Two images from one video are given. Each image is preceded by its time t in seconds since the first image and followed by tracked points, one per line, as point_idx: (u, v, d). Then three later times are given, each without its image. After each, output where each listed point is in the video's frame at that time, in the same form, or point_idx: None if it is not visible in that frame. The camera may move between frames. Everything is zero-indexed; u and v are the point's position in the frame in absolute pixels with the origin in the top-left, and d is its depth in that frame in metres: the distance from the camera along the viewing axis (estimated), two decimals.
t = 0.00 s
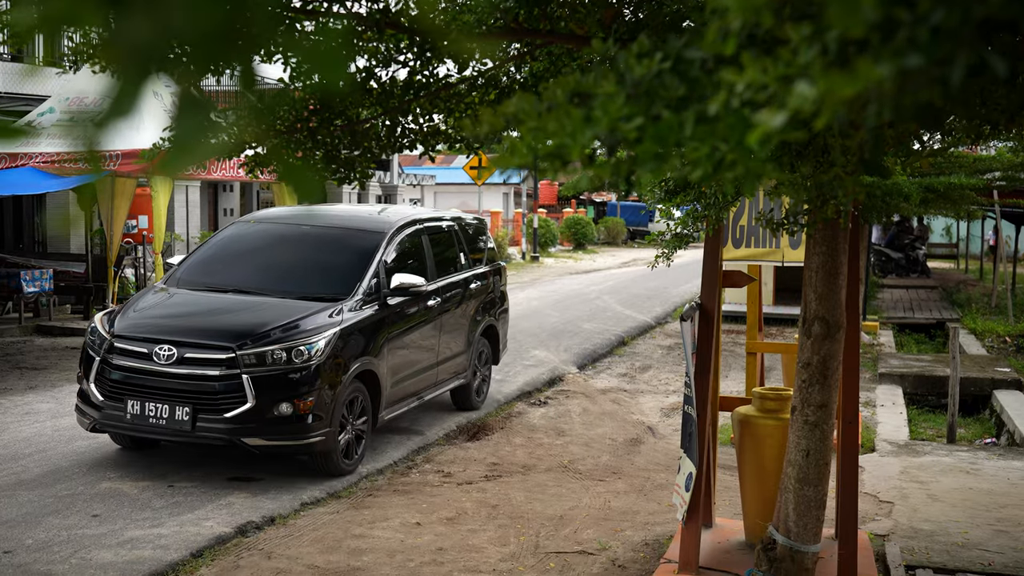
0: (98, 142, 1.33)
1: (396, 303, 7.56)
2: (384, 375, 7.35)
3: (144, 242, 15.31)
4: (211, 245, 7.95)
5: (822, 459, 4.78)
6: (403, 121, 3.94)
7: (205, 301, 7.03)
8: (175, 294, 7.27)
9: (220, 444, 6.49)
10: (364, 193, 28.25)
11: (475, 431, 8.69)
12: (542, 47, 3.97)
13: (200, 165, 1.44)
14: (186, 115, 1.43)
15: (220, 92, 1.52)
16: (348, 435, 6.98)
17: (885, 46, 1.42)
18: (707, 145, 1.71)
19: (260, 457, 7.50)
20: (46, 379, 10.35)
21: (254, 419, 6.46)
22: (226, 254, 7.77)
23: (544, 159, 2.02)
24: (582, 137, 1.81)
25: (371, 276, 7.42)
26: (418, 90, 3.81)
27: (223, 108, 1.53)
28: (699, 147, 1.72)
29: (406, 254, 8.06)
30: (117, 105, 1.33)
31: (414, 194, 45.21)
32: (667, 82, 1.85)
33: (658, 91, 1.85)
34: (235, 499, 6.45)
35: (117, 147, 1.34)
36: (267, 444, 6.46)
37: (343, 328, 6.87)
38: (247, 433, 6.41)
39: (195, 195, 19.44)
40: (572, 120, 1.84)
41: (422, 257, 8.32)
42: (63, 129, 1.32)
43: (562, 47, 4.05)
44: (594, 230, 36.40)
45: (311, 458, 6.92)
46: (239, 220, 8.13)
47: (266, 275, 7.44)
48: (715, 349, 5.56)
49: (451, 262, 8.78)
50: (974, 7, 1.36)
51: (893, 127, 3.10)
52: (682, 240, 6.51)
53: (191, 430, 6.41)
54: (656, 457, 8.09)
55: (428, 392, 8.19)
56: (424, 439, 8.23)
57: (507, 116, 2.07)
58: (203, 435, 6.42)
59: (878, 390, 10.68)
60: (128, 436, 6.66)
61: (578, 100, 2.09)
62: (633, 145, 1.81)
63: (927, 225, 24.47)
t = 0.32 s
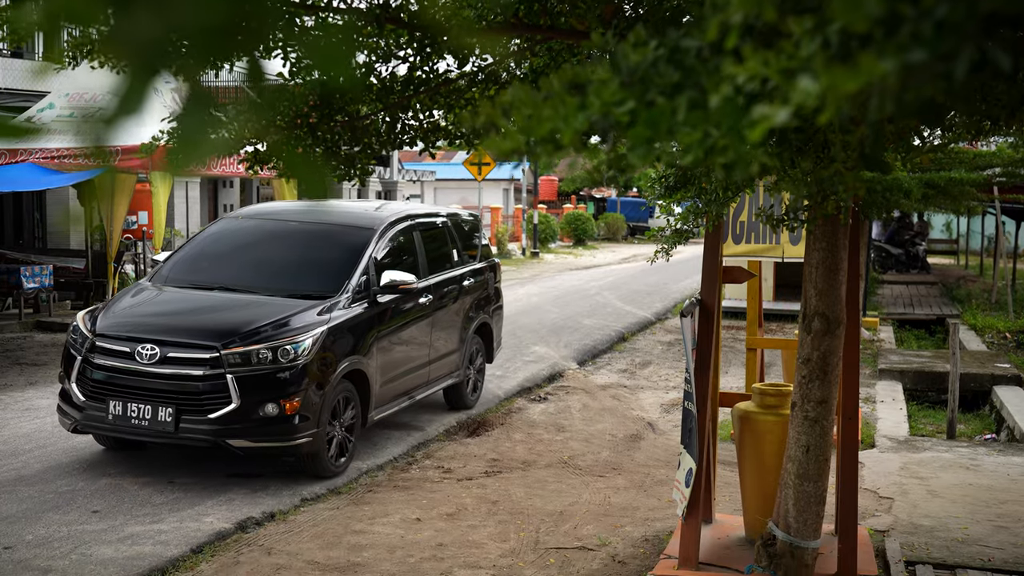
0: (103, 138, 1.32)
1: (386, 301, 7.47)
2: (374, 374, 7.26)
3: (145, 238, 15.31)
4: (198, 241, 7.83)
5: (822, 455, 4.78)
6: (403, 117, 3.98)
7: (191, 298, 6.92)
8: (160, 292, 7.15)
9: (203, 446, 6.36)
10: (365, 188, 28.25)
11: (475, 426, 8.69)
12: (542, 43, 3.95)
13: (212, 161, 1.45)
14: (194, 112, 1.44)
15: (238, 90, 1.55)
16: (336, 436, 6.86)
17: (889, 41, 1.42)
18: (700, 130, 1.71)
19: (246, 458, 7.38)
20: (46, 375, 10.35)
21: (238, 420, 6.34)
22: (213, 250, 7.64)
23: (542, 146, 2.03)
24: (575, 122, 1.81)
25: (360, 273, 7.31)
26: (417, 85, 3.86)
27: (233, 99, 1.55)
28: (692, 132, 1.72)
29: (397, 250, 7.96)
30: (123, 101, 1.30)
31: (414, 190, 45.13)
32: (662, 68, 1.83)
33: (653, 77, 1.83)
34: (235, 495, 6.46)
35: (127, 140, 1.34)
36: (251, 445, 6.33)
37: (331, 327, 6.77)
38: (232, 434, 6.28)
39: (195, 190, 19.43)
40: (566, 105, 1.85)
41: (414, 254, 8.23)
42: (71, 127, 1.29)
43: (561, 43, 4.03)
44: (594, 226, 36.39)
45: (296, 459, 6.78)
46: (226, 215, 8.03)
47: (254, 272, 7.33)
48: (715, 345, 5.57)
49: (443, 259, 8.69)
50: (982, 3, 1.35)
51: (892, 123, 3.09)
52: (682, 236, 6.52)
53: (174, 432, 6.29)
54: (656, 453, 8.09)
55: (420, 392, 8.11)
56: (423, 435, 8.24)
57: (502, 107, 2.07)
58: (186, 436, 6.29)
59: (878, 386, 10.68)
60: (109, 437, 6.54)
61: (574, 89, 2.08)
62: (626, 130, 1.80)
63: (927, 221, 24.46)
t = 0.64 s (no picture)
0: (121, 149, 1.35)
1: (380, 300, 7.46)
2: (366, 374, 7.22)
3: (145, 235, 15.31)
4: (189, 239, 7.81)
5: (822, 452, 4.78)
6: (403, 113, 3.99)
7: (183, 296, 6.89)
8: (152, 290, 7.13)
9: (192, 447, 6.30)
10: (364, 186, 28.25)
11: (475, 423, 8.70)
12: (542, 40, 3.94)
13: (230, 161, 1.41)
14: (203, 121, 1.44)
15: (243, 86, 1.53)
16: (327, 437, 6.80)
17: (890, 39, 1.41)
18: (702, 120, 1.69)
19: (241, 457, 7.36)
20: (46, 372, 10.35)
21: (226, 421, 6.27)
22: (204, 249, 7.62)
23: (540, 140, 2.03)
24: (577, 115, 1.81)
25: (352, 271, 7.28)
26: (417, 82, 3.89)
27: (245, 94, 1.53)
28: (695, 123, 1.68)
29: (391, 248, 7.94)
30: (139, 114, 1.34)
31: (414, 187, 45.11)
32: (663, 62, 1.81)
33: (654, 71, 1.81)
34: (235, 492, 6.46)
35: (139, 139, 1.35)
36: (240, 446, 6.28)
37: (323, 326, 6.72)
38: (219, 435, 6.23)
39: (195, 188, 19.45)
40: (567, 99, 1.84)
41: (408, 252, 8.20)
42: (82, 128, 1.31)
43: (561, 40, 4.01)
44: (594, 223, 36.40)
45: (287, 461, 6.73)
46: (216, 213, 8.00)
47: (247, 270, 7.31)
48: (715, 341, 5.57)
49: (439, 257, 8.68)
50: None
51: (892, 120, 3.08)
52: (682, 233, 6.50)
53: (161, 433, 6.23)
54: (656, 450, 8.10)
55: (413, 391, 8.08)
56: (423, 432, 8.24)
57: (501, 101, 2.07)
58: (173, 437, 6.23)
59: (878, 383, 10.70)
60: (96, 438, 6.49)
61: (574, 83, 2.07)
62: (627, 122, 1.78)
63: (927, 218, 24.48)
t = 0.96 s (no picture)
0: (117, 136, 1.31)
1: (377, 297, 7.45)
2: (361, 372, 7.21)
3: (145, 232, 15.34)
4: (182, 236, 7.81)
5: (822, 449, 4.78)
6: (403, 110, 4.00)
7: (177, 295, 6.88)
8: (146, 288, 7.12)
9: (184, 447, 6.30)
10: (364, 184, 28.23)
11: (475, 421, 8.71)
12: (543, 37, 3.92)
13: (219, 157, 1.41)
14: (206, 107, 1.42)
15: (243, 82, 1.46)
16: (321, 437, 6.79)
17: (898, 36, 1.42)
18: (711, 129, 1.70)
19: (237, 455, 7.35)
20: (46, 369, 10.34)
21: (218, 420, 6.26)
22: (198, 247, 7.61)
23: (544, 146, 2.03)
24: (585, 123, 1.80)
25: (346, 269, 7.27)
26: (417, 79, 3.86)
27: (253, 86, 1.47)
28: (703, 133, 1.70)
29: (386, 245, 7.92)
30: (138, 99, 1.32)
31: (414, 184, 45.07)
32: (669, 66, 1.84)
33: (660, 75, 1.84)
34: (235, 489, 6.46)
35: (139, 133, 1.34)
36: (232, 446, 6.28)
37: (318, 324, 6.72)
38: (210, 435, 6.22)
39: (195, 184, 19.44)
40: (574, 105, 1.83)
41: (405, 249, 8.20)
42: (78, 121, 1.30)
43: (562, 37, 4.01)
44: (593, 220, 36.38)
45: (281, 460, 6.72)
46: (210, 211, 8.00)
47: (240, 268, 7.30)
48: (715, 338, 5.56)
49: (435, 255, 8.66)
50: None
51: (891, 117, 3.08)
52: (682, 230, 6.50)
53: (153, 433, 6.23)
54: (656, 447, 8.10)
55: (409, 390, 8.06)
56: (423, 429, 8.25)
57: (507, 102, 2.07)
58: (165, 436, 6.23)
59: (878, 380, 10.70)
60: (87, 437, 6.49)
61: (579, 83, 2.06)
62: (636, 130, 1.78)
63: (927, 216, 24.45)
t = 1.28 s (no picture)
0: (117, 122, 1.27)
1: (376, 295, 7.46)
2: (359, 369, 7.20)
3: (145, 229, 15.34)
4: (180, 233, 7.80)
5: (822, 447, 4.78)
6: (403, 109, 4.00)
7: (176, 292, 6.88)
8: (144, 285, 7.11)
9: (180, 446, 6.30)
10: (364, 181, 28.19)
11: (475, 418, 8.71)
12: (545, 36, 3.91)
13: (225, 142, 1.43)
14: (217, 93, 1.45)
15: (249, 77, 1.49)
16: (319, 436, 6.80)
17: (910, 43, 1.45)
18: (713, 144, 1.68)
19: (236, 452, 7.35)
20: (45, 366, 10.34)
21: (216, 419, 6.26)
22: (196, 244, 7.61)
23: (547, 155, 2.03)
24: (589, 139, 1.78)
25: (345, 266, 7.27)
26: (417, 78, 3.84)
27: (258, 84, 1.50)
28: (707, 148, 1.68)
29: (385, 243, 7.93)
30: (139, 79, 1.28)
31: (414, 181, 45.03)
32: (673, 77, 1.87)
33: (663, 88, 1.88)
34: (235, 486, 6.47)
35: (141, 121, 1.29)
36: (230, 445, 6.27)
37: (317, 322, 6.73)
38: (207, 434, 6.22)
39: (195, 181, 19.43)
40: (577, 120, 1.81)
41: (404, 247, 8.20)
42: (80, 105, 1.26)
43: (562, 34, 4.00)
44: (594, 218, 36.36)
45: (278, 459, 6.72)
46: (209, 209, 8.00)
47: (239, 265, 7.29)
48: (715, 336, 5.56)
49: (434, 253, 8.67)
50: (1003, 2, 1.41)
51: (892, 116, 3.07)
52: (682, 228, 6.49)
53: (149, 431, 6.22)
54: (656, 444, 8.11)
55: (408, 387, 8.07)
56: (423, 426, 8.25)
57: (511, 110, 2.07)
58: (162, 435, 6.22)
59: (878, 377, 10.70)
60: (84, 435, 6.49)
61: (583, 93, 2.05)
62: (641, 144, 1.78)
63: (927, 213, 24.44)
